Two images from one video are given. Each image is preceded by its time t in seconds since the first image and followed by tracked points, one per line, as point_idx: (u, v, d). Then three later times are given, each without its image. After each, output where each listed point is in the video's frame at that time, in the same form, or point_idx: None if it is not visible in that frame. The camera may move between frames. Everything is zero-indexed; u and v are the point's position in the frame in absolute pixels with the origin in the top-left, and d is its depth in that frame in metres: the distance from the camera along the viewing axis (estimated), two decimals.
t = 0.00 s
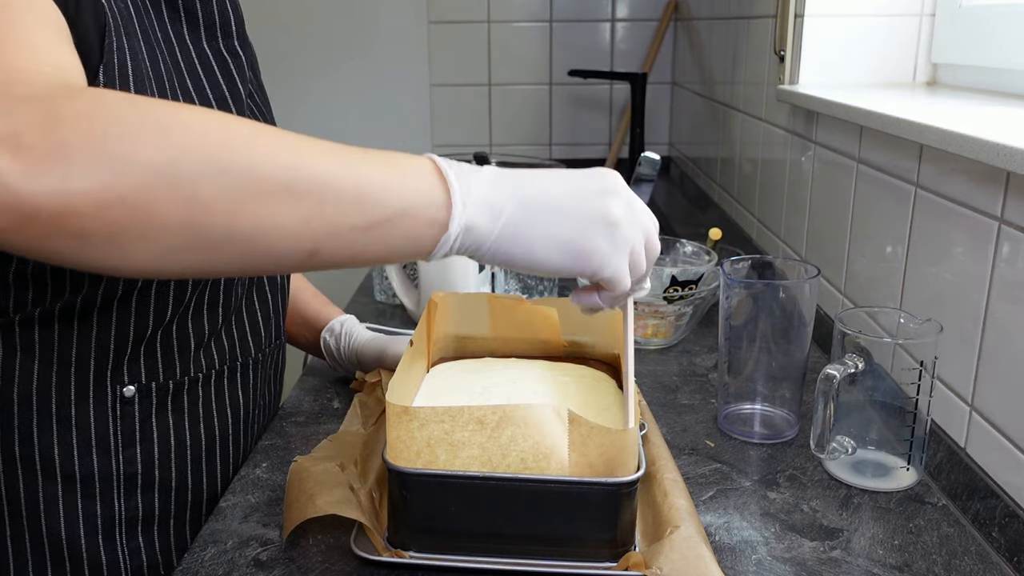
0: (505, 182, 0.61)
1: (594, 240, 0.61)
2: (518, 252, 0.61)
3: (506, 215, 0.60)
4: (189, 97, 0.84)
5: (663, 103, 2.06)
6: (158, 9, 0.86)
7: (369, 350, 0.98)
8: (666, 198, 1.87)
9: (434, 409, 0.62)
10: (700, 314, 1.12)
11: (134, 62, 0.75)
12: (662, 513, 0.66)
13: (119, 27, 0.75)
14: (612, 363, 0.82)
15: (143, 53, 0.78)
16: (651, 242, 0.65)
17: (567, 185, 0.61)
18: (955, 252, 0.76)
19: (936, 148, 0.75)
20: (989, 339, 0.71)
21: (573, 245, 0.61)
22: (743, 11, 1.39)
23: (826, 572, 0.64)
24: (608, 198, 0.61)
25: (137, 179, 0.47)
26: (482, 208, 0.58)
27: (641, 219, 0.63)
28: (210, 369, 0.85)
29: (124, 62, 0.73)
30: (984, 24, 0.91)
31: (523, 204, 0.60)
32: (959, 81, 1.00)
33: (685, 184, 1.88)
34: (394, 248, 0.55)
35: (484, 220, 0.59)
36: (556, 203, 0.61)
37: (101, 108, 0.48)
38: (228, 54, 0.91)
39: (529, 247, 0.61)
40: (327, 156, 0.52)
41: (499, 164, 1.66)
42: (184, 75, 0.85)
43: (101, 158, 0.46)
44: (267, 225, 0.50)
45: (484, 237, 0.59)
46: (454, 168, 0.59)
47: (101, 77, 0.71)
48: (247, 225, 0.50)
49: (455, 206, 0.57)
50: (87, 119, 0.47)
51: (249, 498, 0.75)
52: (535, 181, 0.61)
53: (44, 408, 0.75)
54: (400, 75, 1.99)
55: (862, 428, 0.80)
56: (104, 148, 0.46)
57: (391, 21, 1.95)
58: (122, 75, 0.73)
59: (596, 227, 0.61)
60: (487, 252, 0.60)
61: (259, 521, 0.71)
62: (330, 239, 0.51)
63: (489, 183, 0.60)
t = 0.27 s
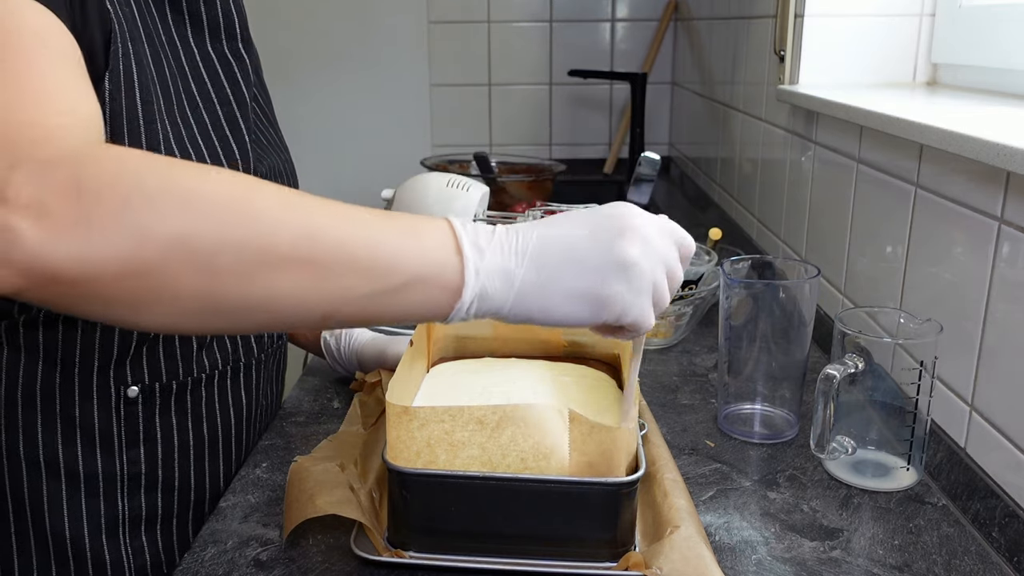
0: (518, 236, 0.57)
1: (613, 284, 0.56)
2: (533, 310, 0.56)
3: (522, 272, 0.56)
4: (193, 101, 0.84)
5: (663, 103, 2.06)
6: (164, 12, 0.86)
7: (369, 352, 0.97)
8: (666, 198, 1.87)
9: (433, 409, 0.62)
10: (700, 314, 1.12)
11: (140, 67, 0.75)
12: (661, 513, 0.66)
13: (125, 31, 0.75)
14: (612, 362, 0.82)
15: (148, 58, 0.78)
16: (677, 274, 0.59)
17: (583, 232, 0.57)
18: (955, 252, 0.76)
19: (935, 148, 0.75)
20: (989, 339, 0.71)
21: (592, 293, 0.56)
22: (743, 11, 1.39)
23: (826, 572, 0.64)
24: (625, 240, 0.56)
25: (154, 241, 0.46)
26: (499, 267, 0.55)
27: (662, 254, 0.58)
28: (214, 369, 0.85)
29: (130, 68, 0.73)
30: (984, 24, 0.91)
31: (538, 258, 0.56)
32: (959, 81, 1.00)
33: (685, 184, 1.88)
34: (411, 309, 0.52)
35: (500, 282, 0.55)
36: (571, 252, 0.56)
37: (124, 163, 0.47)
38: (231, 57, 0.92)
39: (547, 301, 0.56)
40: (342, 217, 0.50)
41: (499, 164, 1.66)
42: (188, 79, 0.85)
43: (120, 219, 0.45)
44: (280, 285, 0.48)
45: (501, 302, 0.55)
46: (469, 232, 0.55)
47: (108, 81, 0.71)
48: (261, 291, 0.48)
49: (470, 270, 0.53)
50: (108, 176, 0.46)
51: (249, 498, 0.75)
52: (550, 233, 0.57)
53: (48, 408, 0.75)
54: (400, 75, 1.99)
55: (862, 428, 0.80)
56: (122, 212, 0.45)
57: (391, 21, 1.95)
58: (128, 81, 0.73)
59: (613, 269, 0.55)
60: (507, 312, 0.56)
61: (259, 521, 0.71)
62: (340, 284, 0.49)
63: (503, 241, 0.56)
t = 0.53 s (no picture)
0: (480, 286, 0.51)
1: (570, 355, 0.52)
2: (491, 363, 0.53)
3: (483, 329, 0.51)
4: (195, 103, 0.84)
5: (664, 103, 2.06)
6: (164, 11, 0.85)
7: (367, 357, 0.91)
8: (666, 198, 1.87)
9: (434, 409, 0.62)
10: (700, 314, 1.12)
11: (141, 73, 0.75)
12: (661, 513, 0.66)
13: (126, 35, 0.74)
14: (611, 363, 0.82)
15: (151, 61, 0.78)
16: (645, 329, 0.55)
17: (545, 290, 0.52)
18: (955, 252, 0.76)
19: (935, 148, 0.75)
20: (989, 339, 0.71)
21: (548, 362, 0.52)
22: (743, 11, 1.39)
23: (826, 572, 0.64)
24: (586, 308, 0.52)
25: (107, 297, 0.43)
26: (461, 324, 0.50)
27: (626, 316, 0.53)
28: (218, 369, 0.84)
29: (132, 72, 0.73)
30: (984, 24, 0.91)
31: (498, 318, 0.52)
32: (959, 81, 1.00)
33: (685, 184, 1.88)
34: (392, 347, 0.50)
35: (460, 341, 0.51)
36: (532, 313, 0.52)
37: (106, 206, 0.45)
38: (233, 57, 0.92)
39: (507, 362, 0.53)
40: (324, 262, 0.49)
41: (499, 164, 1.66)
42: (189, 81, 0.85)
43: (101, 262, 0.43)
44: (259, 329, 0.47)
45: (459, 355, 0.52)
46: (434, 278, 0.50)
47: (110, 86, 0.71)
48: (238, 347, 0.45)
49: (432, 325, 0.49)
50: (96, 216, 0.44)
51: (249, 498, 0.75)
52: (512, 290, 0.52)
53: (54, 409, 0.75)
54: (400, 75, 1.99)
55: (862, 428, 0.80)
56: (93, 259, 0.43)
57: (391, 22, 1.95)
58: (130, 88, 0.73)
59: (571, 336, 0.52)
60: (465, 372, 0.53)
61: (259, 521, 0.71)
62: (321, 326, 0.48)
63: (468, 293, 0.51)
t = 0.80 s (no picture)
0: (414, 345, 0.50)
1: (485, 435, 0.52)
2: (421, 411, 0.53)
3: (411, 385, 0.51)
4: (191, 102, 0.84)
5: (664, 103, 2.06)
6: (160, 11, 0.85)
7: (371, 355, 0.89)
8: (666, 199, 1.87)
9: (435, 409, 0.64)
10: (700, 314, 1.12)
11: (133, 71, 0.75)
12: (661, 513, 0.66)
13: (118, 35, 0.74)
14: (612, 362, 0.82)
15: (143, 61, 0.78)
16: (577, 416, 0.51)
17: (474, 368, 0.50)
18: (955, 252, 0.76)
19: (935, 148, 0.75)
20: (989, 339, 0.71)
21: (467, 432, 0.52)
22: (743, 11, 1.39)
23: (826, 572, 0.64)
24: (503, 396, 0.50)
25: (53, 348, 0.43)
26: (388, 382, 0.50)
27: (554, 407, 0.51)
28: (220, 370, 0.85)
29: (123, 73, 0.74)
30: (984, 24, 0.91)
31: (426, 380, 0.50)
32: (959, 81, 1.00)
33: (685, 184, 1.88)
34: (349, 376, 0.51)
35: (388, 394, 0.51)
36: (458, 385, 0.50)
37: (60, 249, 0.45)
38: (229, 56, 0.92)
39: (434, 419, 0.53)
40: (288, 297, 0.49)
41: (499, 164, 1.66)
42: (185, 80, 0.85)
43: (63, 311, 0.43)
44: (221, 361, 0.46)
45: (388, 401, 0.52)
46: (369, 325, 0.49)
47: (103, 87, 0.71)
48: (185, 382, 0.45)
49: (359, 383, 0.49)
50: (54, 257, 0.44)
51: (249, 498, 0.75)
52: (443, 357, 0.50)
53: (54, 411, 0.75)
54: (400, 76, 1.99)
55: (862, 428, 0.80)
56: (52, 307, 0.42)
57: (391, 22, 1.95)
58: (122, 86, 0.73)
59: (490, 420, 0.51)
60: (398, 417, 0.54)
61: (259, 521, 0.71)
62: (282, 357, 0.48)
63: (398, 352, 0.49)
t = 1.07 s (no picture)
0: (361, 289, 0.56)
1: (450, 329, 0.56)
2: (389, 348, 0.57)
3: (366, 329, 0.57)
4: (189, 102, 0.84)
5: (664, 103, 2.06)
6: (157, 10, 0.86)
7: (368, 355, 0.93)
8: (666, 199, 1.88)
9: (434, 408, 0.62)
10: (700, 314, 1.12)
11: (129, 71, 0.76)
12: (661, 513, 0.66)
13: (113, 34, 0.75)
14: (612, 363, 0.82)
15: (139, 59, 0.78)
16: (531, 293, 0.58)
17: (418, 286, 0.56)
18: (955, 252, 0.76)
19: (936, 148, 0.75)
20: (989, 339, 0.71)
21: (436, 338, 0.56)
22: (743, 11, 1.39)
23: (826, 572, 0.64)
24: (446, 291, 0.55)
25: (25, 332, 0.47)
26: (342, 330, 0.55)
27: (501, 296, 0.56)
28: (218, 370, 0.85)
29: (119, 72, 0.74)
30: (984, 24, 0.91)
31: (379, 318, 0.57)
32: (959, 81, 1.00)
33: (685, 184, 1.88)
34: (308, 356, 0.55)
35: (348, 343, 0.56)
36: (410, 309, 0.56)
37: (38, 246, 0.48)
38: (226, 54, 0.92)
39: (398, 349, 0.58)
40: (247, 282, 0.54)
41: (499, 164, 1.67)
42: (183, 80, 0.85)
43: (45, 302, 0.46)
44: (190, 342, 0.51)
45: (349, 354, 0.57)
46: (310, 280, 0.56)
47: (99, 87, 0.71)
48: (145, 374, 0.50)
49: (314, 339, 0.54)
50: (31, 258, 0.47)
51: (249, 498, 0.75)
52: (387, 288, 0.56)
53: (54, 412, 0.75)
54: (400, 76, 1.99)
55: (862, 428, 0.80)
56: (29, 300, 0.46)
57: (391, 22, 1.95)
58: (118, 85, 0.74)
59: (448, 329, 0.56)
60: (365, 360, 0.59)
61: (259, 521, 0.71)
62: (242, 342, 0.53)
63: (347, 301, 0.56)
